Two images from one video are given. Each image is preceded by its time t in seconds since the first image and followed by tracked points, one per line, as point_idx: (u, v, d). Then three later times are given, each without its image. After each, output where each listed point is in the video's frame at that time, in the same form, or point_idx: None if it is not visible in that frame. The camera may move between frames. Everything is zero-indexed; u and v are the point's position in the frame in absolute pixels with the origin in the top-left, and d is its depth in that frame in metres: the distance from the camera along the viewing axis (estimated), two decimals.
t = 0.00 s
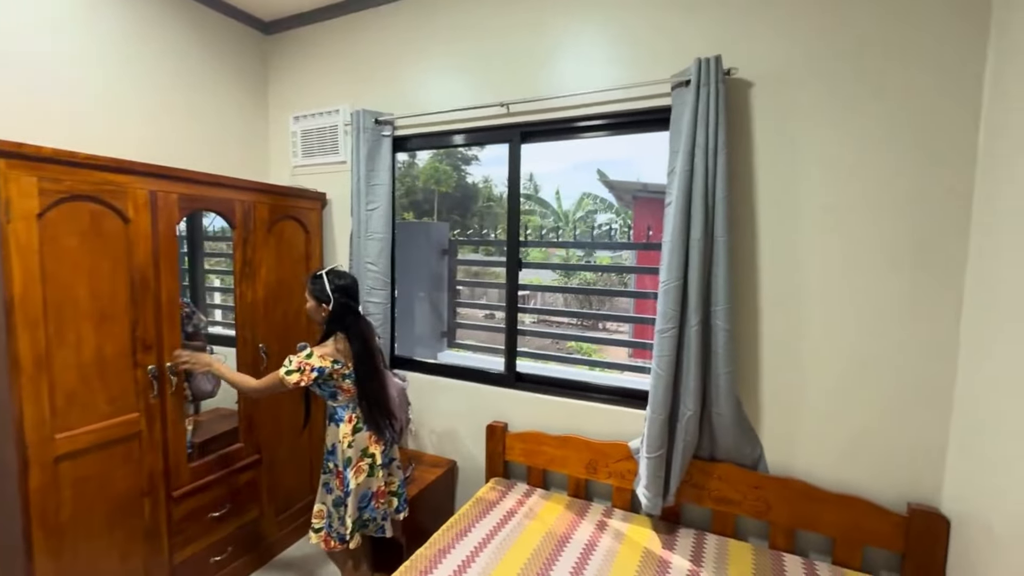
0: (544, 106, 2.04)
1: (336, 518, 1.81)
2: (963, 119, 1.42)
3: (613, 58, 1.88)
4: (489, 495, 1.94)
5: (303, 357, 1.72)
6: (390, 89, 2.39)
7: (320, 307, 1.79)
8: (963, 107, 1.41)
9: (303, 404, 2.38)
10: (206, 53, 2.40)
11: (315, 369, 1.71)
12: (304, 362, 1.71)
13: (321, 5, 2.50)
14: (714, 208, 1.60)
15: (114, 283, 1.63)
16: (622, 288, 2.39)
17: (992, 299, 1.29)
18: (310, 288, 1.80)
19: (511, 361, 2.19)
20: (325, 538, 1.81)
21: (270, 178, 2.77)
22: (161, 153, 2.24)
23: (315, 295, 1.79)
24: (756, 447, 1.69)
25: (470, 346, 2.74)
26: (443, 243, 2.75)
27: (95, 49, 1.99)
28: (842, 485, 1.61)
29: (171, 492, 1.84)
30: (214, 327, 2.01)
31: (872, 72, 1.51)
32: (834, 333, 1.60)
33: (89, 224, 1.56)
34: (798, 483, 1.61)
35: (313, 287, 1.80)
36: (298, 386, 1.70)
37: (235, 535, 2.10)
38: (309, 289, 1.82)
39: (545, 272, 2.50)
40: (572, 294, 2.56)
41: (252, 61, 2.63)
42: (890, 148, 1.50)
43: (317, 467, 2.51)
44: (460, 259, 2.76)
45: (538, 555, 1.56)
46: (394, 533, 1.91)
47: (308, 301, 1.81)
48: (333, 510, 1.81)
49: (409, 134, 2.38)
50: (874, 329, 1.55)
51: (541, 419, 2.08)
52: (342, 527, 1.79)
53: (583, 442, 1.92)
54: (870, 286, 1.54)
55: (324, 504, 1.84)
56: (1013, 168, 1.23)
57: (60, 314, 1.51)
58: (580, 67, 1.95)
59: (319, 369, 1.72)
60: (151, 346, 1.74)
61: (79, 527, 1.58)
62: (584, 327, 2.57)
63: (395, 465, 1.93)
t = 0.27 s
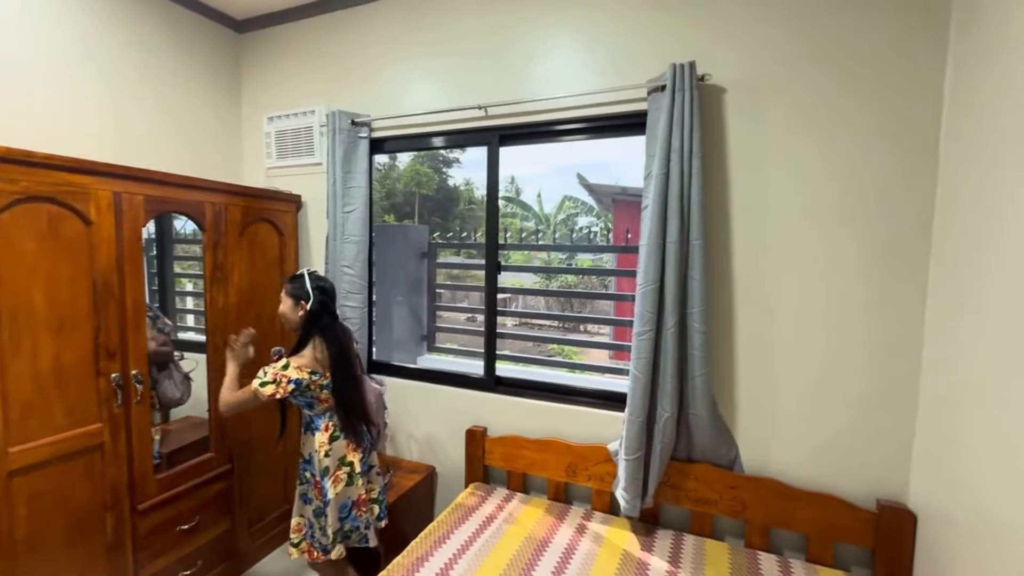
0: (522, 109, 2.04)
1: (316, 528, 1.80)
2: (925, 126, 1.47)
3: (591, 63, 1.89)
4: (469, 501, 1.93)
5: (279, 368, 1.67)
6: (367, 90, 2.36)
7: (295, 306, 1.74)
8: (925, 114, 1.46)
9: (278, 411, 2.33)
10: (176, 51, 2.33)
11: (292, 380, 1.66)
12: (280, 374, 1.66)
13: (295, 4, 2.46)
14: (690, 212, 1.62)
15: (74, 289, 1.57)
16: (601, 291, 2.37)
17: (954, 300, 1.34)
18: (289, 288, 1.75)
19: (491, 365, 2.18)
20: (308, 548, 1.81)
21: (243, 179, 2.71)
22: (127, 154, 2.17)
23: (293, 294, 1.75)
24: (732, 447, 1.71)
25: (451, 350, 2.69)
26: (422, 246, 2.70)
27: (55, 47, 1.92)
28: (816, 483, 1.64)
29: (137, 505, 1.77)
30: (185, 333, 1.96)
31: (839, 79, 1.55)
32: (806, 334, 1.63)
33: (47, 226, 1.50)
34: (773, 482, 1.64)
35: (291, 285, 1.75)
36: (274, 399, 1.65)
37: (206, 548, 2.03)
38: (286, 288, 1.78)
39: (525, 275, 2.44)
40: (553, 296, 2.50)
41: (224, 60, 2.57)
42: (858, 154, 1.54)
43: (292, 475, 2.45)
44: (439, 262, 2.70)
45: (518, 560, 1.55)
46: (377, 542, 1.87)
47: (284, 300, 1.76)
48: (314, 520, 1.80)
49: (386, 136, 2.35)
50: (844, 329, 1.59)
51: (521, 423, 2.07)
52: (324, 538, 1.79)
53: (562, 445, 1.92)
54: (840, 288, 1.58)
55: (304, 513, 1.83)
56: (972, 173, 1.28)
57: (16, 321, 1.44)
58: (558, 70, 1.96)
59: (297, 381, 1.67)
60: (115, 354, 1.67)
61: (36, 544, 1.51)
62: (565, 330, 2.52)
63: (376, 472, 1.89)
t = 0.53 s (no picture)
0: (508, 111, 2.04)
1: (295, 533, 1.76)
2: (902, 130, 1.49)
3: (577, 65, 1.90)
4: (455, 505, 1.91)
5: (281, 376, 1.64)
6: (352, 91, 2.33)
7: (284, 308, 1.72)
8: (904, 118, 1.49)
9: (261, 417, 2.29)
10: (156, 49, 2.28)
11: (295, 389, 1.63)
12: (283, 382, 1.63)
13: (279, 4, 2.43)
14: (674, 214, 1.63)
15: (47, 293, 1.53)
16: (590, 293, 2.37)
17: (931, 301, 1.36)
18: (277, 290, 1.73)
19: (478, 367, 2.17)
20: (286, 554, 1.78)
21: (225, 181, 2.66)
22: (104, 155, 2.12)
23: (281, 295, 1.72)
24: (717, 448, 1.72)
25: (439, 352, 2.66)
26: (408, 248, 2.69)
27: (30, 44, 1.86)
28: (799, 483, 1.66)
29: (114, 514, 1.72)
30: (167, 337, 1.93)
31: (820, 83, 1.57)
32: (789, 335, 1.65)
33: (18, 229, 1.45)
34: (757, 481, 1.65)
35: (279, 287, 1.73)
36: (281, 409, 1.62)
37: (186, 557, 1.99)
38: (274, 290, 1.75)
39: (515, 276, 2.38)
40: (542, 298, 2.46)
41: (206, 59, 2.53)
42: (839, 157, 1.56)
43: (276, 482, 2.40)
44: (427, 264, 2.68)
45: (504, 564, 1.54)
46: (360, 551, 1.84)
47: (272, 302, 1.73)
48: (293, 525, 1.77)
49: (371, 138, 2.34)
50: (826, 330, 1.61)
51: (508, 426, 2.06)
52: (301, 544, 1.75)
53: (549, 448, 1.91)
54: (821, 289, 1.60)
55: (284, 518, 1.80)
56: (949, 176, 1.30)
57: None
58: (544, 73, 1.96)
59: (301, 388, 1.65)
60: (90, 359, 1.63)
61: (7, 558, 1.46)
62: (554, 332, 2.49)
63: (361, 479, 1.87)
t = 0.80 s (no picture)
0: (501, 113, 2.04)
1: (300, 537, 1.73)
2: (890, 132, 1.51)
3: (569, 68, 1.91)
4: (448, 508, 1.90)
5: (303, 375, 1.65)
6: (345, 93, 2.33)
7: (287, 310, 1.70)
8: (893, 122, 1.51)
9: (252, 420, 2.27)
10: (147, 50, 2.27)
11: (320, 385, 1.66)
12: (307, 380, 1.64)
13: (270, 4, 2.42)
14: (666, 217, 1.63)
15: (33, 297, 1.50)
16: (584, 294, 2.29)
17: (920, 302, 1.38)
18: (279, 291, 1.72)
19: (471, 370, 2.18)
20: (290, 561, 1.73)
21: (216, 182, 2.64)
22: (93, 157, 2.09)
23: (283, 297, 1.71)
24: (709, 450, 1.73)
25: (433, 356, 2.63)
26: (401, 250, 2.63)
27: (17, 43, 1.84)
28: (790, 484, 1.67)
29: (102, 520, 1.70)
30: (157, 340, 1.92)
31: (809, 86, 1.59)
32: (780, 336, 1.66)
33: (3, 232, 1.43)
34: (748, 483, 1.66)
35: (283, 288, 1.72)
36: (309, 407, 1.62)
37: (177, 563, 1.97)
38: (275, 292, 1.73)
39: (509, 278, 2.35)
40: (536, 301, 2.39)
41: (196, 59, 2.51)
42: (828, 160, 1.58)
43: (267, 486, 2.38)
44: (419, 267, 2.61)
45: (497, 567, 1.54)
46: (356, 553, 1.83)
47: (273, 304, 1.72)
48: (298, 530, 1.73)
49: (363, 140, 2.33)
50: (816, 331, 1.62)
51: (501, 429, 2.06)
52: (307, 547, 1.72)
53: (543, 450, 1.91)
54: (812, 290, 1.61)
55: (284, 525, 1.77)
56: (936, 179, 1.32)
57: None
58: (537, 75, 1.96)
59: (323, 385, 1.67)
60: (78, 364, 1.61)
61: None
62: (550, 335, 2.40)
63: (359, 480, 1.89)
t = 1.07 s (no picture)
0: (501, 114, 2.04)
1: (329, 535, 1.73)
2: (890, 133, 1.51)
3: (569, 69, 1.91)
4: (449, 509, 1.91)
5: (332, 369, 1.67)
6: (345, 94, 2.33)
7: (300, 310, 1.70)
8: (893, 122, 1.51)
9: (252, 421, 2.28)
10: (147, 51, 2.27)
11: (348, 380, 1.69)
12: (337, 374, 1.66)
13: (271, 6, 2.42)
14: (666, 218, 1.64)
15: (34, 298, 1.51)
16: (585, 295, 2.32)
17: (919, 302, 1.38)
18: (290, 292, 1.71)
19: (472, 371, 2.17)
20: (317, 561, 1.72)
21: (216, 183, 2.64)
22: (94, 158, 2.09)
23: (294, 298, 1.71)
24: (709, 450, 1.73)
25: (434, 355, 2.66)
26: (401, 251, 2.66)
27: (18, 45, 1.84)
28: (790, 484, 1.67)
29: (104, 521, 1.71)
30: (158, 341, 1.93)
31: (810, 86, 1.59)
32: (780, 336, 1.66)
33: (4, 233, 1.43)
34: (749, 483, 1.66)
35: (292, 289, 1.71)
36: (341, 400, 1.65)
37: (178, 563, 1.97)
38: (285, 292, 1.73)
39: (510, 278, 2.39)
40: (536, 301, 2.44)
41: (197, 60, 2.51)
42: (829, 160, 1.58)
43: (268, 486, 2.39)
44: (420, 268, 2.65)
45: (498, 567, 1.54)
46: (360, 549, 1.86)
47: (285, 305, 1.71)
48: (326, 528, 1.72)
49: (364, 141, 2.33)
50: (815, 331, 1.62)
51: (502, 429, 2.06)
52: (335, 542, 1.75)
53: (543, 451, 1.91)
54: (811, 291, 1.62)
55: (305, 526, 1.70)
56: (936, 180, 1.32)
57: None
58: (537, 76, 1.96)
59: (348, 379, 1.71)
60: (79, 365, 1.62)
61: None
62: (551, 335, 2.46)
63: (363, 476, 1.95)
